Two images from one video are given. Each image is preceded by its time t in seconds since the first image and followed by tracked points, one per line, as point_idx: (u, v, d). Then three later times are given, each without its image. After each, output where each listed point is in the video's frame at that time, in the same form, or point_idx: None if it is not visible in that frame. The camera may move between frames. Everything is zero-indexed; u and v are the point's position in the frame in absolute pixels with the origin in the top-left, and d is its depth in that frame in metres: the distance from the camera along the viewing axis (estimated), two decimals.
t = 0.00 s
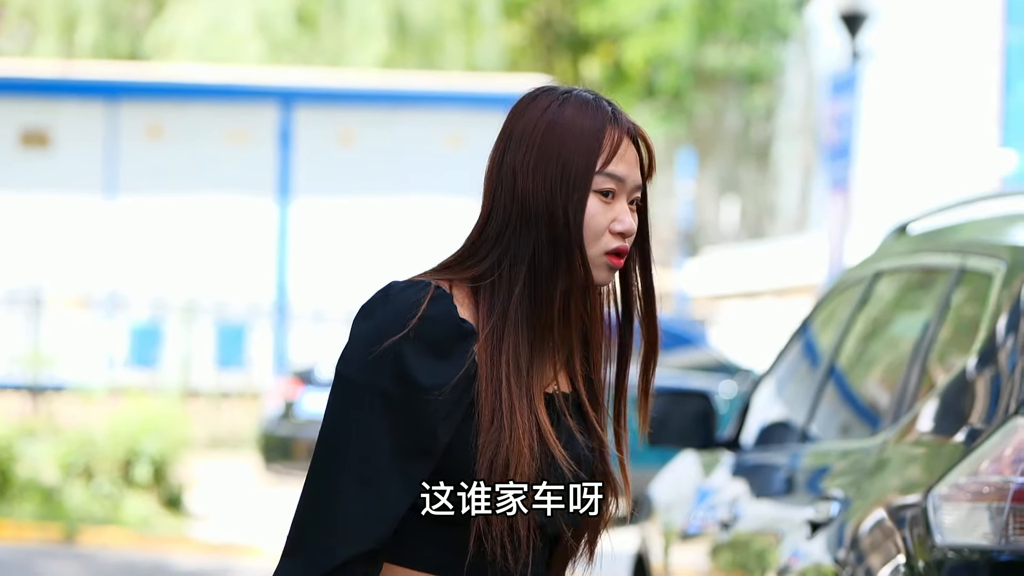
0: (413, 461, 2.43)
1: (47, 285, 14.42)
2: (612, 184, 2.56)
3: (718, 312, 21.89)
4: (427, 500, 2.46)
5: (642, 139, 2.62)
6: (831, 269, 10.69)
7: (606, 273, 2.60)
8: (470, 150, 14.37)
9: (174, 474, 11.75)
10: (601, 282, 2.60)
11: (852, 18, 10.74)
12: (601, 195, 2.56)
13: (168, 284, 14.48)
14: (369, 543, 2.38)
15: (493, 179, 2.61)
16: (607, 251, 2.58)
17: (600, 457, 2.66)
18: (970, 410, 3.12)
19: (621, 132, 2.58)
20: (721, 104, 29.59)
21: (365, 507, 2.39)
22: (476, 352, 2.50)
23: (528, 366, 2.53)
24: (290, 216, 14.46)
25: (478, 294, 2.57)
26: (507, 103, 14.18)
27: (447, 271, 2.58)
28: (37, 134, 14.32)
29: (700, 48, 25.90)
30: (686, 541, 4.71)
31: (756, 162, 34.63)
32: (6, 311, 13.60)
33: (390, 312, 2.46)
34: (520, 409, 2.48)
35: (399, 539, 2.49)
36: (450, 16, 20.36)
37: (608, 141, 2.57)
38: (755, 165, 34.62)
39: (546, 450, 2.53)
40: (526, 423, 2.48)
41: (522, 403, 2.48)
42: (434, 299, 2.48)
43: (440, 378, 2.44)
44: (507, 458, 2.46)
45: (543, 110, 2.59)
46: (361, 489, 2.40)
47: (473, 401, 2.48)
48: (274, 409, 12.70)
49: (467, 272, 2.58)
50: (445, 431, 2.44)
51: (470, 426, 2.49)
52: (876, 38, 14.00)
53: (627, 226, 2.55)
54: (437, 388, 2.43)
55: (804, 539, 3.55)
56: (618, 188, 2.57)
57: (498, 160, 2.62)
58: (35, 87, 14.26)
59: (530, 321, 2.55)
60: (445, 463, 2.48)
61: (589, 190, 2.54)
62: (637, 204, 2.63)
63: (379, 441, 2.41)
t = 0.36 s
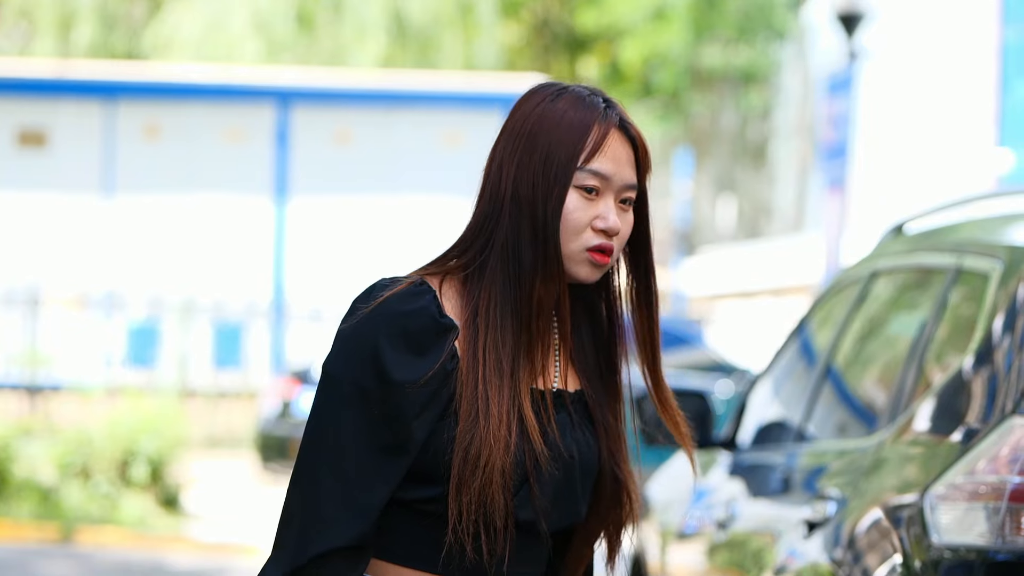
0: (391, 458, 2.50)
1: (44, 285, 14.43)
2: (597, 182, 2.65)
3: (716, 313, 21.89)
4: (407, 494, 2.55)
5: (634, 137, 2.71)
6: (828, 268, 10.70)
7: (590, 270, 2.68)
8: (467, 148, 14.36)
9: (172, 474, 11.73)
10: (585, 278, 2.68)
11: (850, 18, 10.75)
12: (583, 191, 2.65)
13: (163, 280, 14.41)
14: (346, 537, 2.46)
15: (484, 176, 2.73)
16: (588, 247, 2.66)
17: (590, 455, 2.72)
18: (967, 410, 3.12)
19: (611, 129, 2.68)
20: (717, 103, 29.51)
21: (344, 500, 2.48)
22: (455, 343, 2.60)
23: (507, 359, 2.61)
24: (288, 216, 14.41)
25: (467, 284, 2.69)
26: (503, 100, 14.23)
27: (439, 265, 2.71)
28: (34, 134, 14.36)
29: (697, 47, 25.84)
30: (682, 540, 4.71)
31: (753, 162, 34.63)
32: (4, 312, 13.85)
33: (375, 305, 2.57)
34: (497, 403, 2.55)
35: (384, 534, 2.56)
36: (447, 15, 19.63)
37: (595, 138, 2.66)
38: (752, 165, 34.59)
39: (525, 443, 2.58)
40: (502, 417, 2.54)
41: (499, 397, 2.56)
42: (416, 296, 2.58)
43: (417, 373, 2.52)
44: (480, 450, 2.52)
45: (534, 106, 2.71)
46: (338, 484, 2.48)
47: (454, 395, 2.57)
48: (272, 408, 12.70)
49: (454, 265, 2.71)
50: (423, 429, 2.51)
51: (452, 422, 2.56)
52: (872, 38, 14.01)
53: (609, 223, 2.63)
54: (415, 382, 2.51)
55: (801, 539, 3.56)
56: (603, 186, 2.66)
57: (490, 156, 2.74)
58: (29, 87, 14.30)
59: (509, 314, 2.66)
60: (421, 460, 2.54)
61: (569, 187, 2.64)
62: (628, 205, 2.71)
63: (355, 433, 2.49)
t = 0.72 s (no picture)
0: (320, 453, 2.49)
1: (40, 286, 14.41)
2: (502, 171, 2.65)
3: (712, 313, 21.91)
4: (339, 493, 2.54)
5: (549, 124, 2.70)
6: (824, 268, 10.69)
7: (504, 260, 2.64)
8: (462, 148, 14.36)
9: (168, 475, 11.68)
10: (503, 268, 2.65)
11: (846, 19, 10.75)
12: (489, 178, 2.65)
13: (161, 280, 14.36)
14: (274, 536, 2.46)
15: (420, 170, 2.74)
16: (495, 235, 2.64)
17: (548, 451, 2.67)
18: (962, 410, 3.12)
19: (521, 117, 2.68)
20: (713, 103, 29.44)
21: (276, 497, 2.48)
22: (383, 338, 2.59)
23: (439, 354, 2.59)
24: (283, 216, 14.39)
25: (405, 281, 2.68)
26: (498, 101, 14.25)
27: (378, 263, 2.70)
28: (30, 134, 14.39)
29: (693, 48, 25.81)
30: (677, 541, 4.71)
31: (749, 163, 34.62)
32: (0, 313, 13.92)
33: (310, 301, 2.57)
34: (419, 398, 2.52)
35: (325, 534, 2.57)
36: (442, 15, 19.55)
37: (502, 127, 2.67)
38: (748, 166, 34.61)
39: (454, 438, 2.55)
40: (424, 412, 2.51)
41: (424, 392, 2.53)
42: (346, 290, 2.58)
43: (342, 367, 2.50)
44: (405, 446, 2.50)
45: (457, 98, 2.73)
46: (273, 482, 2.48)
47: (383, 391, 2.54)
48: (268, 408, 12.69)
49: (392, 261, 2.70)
50: (348, 423, 2.50)
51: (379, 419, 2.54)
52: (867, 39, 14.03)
53: (515, 209, 2.63)
54: (340, 377, 2.50)
55: (797, 539, 3.56)
56: (510, 175, 2.66)
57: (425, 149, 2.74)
58: (24, 87, 14.32)
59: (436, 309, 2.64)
60: (350, 456, 2.54)
61: (473, 175, 2.64)
62: (544, 192, 2.69)
63: (286, 429, 2.49)
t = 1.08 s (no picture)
0: (225, 450, 2.57)
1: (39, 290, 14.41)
2: (389, 157, 2.68)
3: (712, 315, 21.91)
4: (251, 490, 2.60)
5: (437, 106, 2.71)
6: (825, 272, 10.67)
7: (396, 246, 2.68)
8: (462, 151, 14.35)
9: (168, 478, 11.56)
10: (398, 255, 2.68)
11: (846, 23, 10.73)
12: (377, 165, 2.68)
13: (161, 283, 14.38)
14: (180, 530, 2.52)
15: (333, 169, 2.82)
16: (383, 222, 2.67)
17: (476, 446, 2.67)
18: (963, 413, 3.13)
19: (410, 101, 2.71)
20: (713, 108, 29.42)
21: (184, 494, 2.54)
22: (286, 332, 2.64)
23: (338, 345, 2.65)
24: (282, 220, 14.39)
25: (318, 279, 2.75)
26: (498, 104, 14.23)
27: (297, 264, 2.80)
28: (30, 137, 14.40)
29: (692, 51, 25.78)
30: (677, 545, 4.72)
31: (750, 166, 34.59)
32: None
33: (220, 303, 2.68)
34: (314, 387, 2.57)
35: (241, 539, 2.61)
36: (443, 17, 19.45)
37: (390, 111, 2.70)
38: (748, 169, 34.60)
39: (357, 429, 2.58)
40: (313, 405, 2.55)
41: (317, 386, 2.58)
42: (255, 287, 2.69)
43: (241, 361, 2.59)
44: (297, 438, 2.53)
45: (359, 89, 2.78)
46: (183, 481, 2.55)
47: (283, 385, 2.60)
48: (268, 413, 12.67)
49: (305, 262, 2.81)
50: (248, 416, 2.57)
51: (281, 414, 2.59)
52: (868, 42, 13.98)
53: (399, 193, 2.64)
54: (238, 373, 2.58)
55: (797, 543, 3.56)
56: (398, 161, 2.68)
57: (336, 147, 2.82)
58: (24, 91, 14.28)
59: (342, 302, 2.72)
60: (258, 454, 2.61)
61: (360, 162, 2.68)
62: (436, 177, 2.70)
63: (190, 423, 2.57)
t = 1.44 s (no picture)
0: (178, 463, 2.65)
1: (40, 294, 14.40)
2: (332, 156, 2.71)
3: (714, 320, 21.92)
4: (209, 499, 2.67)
5: (378, 104, 2.73)
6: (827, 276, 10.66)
7: (339, 247, 2.69)
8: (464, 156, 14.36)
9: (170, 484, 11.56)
10: (339, 255, 2.69)
11: (848, 27, 10.72)
12: (320, 164, 2.71)
13: (162, 287, 14.34)
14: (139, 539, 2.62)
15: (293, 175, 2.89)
16: (325, 219, 2.69)
17: (417, 451, 2.68)
18: (965, 418, 3.12)
19: (353, 100, 2.73)
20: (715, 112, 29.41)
21: (142, 505, 2.63)
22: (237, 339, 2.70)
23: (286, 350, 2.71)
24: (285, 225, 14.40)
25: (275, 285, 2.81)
26: (501, 109, 14.24)
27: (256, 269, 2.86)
28: (32, 142, 14.38)
29: (694, 56, 25.78)
30: (680, 548, 4.72)
31: (751, 171, 34.62)
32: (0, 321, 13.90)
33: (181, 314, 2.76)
34: (259, 392, 2.63)
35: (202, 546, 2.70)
36: (446, 22, 19.44)
37: (336, 109, 2.73)
38: (749, 173, 34.60)
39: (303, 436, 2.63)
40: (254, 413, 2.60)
41: (256, 394, 2.62)
42: (210, 296, 2.76)
43: (193, 374, 2.67)
44: (239, 450, 2.58)
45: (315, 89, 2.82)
46: (142, 491, 2.64)
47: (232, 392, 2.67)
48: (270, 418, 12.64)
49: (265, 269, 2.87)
50: (201, 424, 2.65)
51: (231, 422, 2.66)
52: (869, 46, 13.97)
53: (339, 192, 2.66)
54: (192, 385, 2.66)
55: (799, 548, 3.56)
56: (342, 159, 2.70)
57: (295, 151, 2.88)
58: (26, 96, 14.21)
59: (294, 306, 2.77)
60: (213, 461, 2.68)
61: (305, 162, 2.73)
62: (379, 174, 2.72)
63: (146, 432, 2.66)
